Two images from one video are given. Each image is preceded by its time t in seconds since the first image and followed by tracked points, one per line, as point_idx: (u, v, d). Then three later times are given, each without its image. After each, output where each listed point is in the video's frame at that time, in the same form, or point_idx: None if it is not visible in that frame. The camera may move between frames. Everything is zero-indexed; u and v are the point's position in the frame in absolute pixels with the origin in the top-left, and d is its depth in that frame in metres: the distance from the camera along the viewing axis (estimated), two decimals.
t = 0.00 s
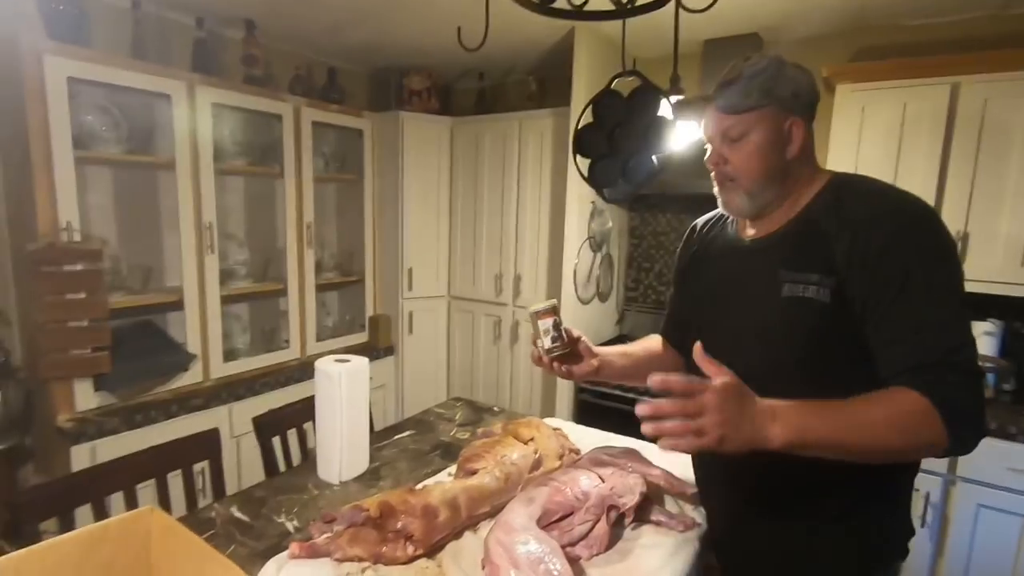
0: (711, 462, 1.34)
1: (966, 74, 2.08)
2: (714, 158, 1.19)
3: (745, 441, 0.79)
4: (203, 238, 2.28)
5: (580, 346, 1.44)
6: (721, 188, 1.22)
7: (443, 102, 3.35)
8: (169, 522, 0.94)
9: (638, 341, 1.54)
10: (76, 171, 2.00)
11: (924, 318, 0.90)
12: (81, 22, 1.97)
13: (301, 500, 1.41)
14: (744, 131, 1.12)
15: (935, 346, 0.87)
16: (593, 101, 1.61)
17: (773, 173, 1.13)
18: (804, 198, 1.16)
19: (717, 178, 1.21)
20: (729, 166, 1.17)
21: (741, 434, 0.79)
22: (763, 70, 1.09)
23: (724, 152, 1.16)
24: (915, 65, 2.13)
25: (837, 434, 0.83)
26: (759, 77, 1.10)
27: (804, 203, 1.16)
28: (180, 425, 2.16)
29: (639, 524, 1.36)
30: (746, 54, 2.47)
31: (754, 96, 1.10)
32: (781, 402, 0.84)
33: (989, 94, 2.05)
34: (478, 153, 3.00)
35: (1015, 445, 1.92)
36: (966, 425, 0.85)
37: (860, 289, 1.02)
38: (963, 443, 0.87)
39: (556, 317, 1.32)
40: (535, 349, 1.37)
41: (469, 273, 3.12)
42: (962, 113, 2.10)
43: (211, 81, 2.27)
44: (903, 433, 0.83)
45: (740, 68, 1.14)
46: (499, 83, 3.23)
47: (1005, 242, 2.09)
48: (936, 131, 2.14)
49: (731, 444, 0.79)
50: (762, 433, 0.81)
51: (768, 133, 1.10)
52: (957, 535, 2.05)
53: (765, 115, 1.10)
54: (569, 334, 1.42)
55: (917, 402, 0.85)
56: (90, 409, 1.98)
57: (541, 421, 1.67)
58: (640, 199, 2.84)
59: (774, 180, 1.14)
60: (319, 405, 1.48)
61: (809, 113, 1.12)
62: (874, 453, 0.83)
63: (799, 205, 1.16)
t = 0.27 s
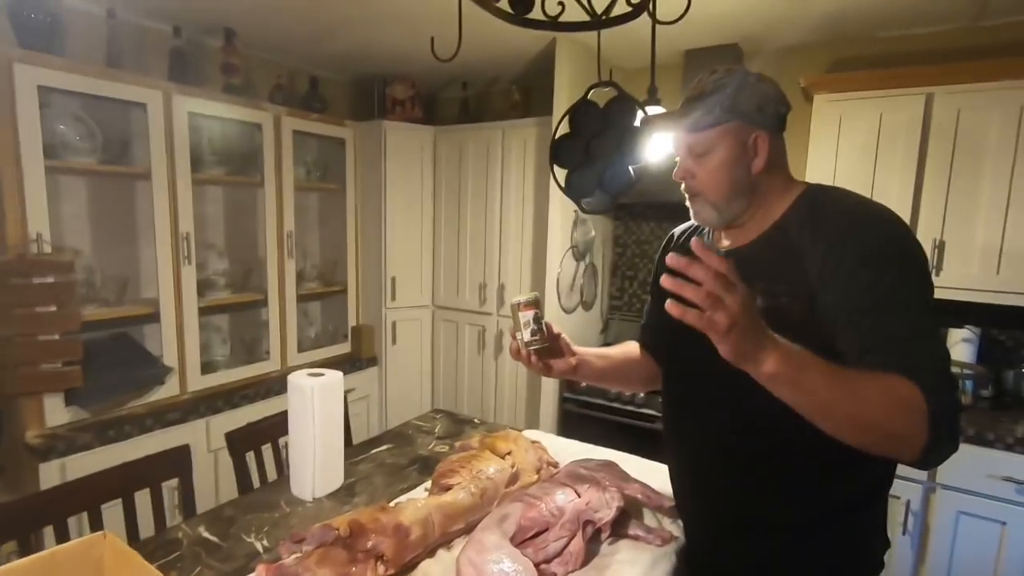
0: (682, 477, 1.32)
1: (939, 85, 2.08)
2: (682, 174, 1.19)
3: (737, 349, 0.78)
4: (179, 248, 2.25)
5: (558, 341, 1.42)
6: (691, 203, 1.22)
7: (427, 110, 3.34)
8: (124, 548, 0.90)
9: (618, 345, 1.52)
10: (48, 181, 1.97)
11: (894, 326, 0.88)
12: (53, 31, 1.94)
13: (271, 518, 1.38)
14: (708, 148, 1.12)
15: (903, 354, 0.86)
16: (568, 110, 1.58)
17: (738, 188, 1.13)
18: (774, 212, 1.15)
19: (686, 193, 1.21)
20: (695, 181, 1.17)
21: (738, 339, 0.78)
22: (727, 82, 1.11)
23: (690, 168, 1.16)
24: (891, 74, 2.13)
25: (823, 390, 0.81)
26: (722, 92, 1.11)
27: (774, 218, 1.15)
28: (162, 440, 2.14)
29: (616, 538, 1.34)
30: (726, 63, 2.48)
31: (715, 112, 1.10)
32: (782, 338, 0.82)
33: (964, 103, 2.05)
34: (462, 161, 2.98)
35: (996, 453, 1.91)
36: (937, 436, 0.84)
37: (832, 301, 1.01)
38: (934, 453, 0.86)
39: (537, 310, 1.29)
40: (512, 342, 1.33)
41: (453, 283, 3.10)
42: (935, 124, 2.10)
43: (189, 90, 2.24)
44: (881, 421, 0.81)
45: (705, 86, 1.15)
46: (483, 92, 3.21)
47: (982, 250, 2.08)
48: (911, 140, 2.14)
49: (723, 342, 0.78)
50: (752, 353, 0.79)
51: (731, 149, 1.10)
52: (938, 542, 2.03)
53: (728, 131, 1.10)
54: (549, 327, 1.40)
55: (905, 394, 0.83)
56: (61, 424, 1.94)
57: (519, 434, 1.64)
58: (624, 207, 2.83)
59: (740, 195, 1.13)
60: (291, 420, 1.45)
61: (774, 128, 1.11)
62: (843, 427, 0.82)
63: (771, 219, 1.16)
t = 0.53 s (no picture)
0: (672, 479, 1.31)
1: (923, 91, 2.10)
2: (669, 181, 1.17)
3: (728, 329, 0.80)
4: (162, 248, 2.22)
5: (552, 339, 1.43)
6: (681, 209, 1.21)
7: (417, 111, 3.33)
8: (97, 553, 0.87)
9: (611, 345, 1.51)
10: (27, 178, 1.93)
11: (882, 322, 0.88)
12: (34, 26, 1.91)
13: (254, 522, 1.35)
14: (694, 151, 1.11)
15: (891, 352, 0.85)
16: (558, 109, 1.58)
17: (728, 188, 1.12)
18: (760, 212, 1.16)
19: (675, 200, 1.19)
20: (684, 187, 1.15)
21: (729, 321, 0.80)
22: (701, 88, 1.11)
23: (678, 174, 1.15)
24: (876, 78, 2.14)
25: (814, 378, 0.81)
26: (700, 96, 1.11)
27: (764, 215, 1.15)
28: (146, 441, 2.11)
29: (604, 540, 1.34)
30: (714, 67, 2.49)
31: (696, 117, 1.10)
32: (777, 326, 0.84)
33: (948, 108, 2.07)
34: (451, 162, 2.97)
35: (980, 454, 1.92)
36: (926, 433, 0.83)
37: (818, 300, 1.01)
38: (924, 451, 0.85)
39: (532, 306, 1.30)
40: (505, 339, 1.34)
41: (442, 284, 3.08)
42: (920, 128, 2.12)
43: (174, 88, 2.22)
44: (873, 412, 0.81)
45: (681, 92, 1.15)
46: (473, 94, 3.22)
47: (965, 253, 2.10)
48: (897, 144, 2.16)
49: (714, 322, 0.80)
50: (744, 335, 0.81)
51: (717, 150, 1.09)
52: (922, 541, 2.04)
53: (710, 133, 1.09)
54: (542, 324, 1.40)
55: (899, 387, 0.82)
56: (39, 427, 1.90)
57: (507, 435, 1.62)
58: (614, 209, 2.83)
59: (731, 195, 1.12)
60: (275, 422, 1.43)
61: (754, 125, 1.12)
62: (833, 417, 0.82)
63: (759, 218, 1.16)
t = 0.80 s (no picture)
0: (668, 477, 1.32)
1: (910, 94, 2.16)
2: (670, 185, 1.13)
3: (709, 355, 0.82)
4: (152, 245, 2.19)
5: (554, 343, 1.44)
6: (684, 212, 1.16)
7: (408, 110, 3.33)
8: (98, 549, 0.86)
9: (610, 345, 1.52)
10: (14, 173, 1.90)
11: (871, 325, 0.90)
12: (22, 19, 1.88)
13: (251, 520, 1.34)
14: (694, 148, 1.08)
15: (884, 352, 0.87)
16: (557, 109, 1.58)
17: (734, 182, 1.10)
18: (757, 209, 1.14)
19: (678, 202, 1.14)
20: (691, 186, 1.10)
21: (709, 346, 0.82)
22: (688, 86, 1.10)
23: (683, 173, 1.10)
24: (866, 82, 2.19)
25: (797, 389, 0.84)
26: (689, 94, 1.10)
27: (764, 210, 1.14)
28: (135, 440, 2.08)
29: (603, 536, 1.35)
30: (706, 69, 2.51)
31: (694, 114, 1.07)
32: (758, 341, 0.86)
33: (933, 112, 2.12)
34: (443, 162, 2.97)
35: (964, 450, 1.97)
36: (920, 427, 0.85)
37: (812, 300, 1.02)
38: (914, 449, 0.87)
39: (534, 313, 1.36)
40: (508, 345, 1.39)
41: (433, 284, 3.08)
42: (908, 130, 2.17)
43: (164, 83, 2.19)
44: (857, 416, 0.84)
45: (667, 96, 1.12)
46: (465, 94, 3.24)
47: (950, 254, 2.15)
48: (885, 147, 2.21)
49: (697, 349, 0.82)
50: (726, 356, 0.83)
51: (718, 144, 1.08)
52: (909, 537, 2.08)
53: (709, 128, 1.07)
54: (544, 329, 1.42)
55: (881, 388, 0.85)
56: (25, 426, 1.86)
57: (505, 433, 1.63)
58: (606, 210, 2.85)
59: (738, 189, 1.10)
60: (274, 420, 1.42)
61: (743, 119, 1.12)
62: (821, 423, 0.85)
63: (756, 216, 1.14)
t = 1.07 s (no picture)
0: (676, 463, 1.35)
1: (902, 86, 2.20)
2: (687, 177, 1.12)
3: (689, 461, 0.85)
4: (144, 238, 2.16)
5: (557, 358, 1.43)
6: (697, 205, 1.16)
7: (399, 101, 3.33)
8: (116, 541, 0.86)
9: (613, 347, 1.54)
10: None
11: (872, 321, 0.92)
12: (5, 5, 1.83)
13: (258, 514, 1.33)
14: (710, 138, 1.09)
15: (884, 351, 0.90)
16: (557, 101, 1.62)
17: (746, 172, 1.12)
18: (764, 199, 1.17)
19: (693, 195, 1.14)
20: (706, 179, 1.11)
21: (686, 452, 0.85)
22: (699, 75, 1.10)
23: (698, 166, 1.11)
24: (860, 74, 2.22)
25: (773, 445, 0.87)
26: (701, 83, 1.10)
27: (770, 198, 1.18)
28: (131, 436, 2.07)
29: (610, 524, 1.36)
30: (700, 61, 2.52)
31: (708, 105, 1.07)
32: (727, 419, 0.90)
33: (925, 104, 2.17)
34: (436, 153, 2.97)
35: (952, 435, 2.03)
36: (913, 415, 0.88)
37: (814, 292, 1.03)
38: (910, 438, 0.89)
39: (535, 332, 1.35)
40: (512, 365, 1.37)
41: (427, 276, 3.10)
42: (899, 122, 2.21)
43: (152, 73, 2.14)
44: (838, 447, 0.87)
45: (677, 88, 1.11)
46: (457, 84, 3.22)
47: (939, 244, 2.21)
48: (877, 138, 2.25)
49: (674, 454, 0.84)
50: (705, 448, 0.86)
51: (731, 134, 1.10)
52: (899, 520, 2.14)
53: (722, 119, 1.09)
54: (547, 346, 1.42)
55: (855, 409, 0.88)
56: (16, 423, 1.83)
57: (508, 423, 1.64)
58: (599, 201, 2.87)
59: (751, 179, 1.13)
60: (279, 420, 1.40)
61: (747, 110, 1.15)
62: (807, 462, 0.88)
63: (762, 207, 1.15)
